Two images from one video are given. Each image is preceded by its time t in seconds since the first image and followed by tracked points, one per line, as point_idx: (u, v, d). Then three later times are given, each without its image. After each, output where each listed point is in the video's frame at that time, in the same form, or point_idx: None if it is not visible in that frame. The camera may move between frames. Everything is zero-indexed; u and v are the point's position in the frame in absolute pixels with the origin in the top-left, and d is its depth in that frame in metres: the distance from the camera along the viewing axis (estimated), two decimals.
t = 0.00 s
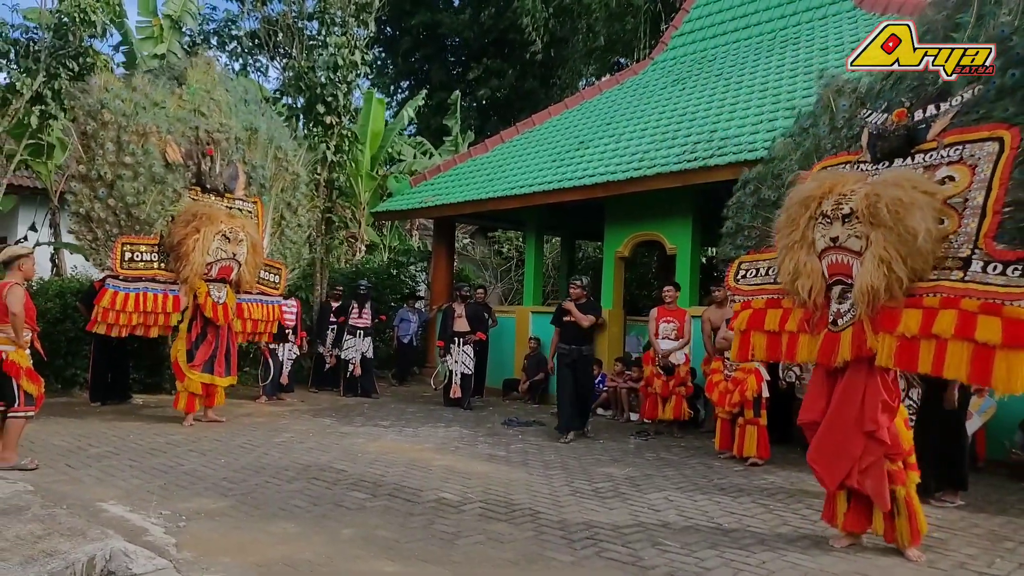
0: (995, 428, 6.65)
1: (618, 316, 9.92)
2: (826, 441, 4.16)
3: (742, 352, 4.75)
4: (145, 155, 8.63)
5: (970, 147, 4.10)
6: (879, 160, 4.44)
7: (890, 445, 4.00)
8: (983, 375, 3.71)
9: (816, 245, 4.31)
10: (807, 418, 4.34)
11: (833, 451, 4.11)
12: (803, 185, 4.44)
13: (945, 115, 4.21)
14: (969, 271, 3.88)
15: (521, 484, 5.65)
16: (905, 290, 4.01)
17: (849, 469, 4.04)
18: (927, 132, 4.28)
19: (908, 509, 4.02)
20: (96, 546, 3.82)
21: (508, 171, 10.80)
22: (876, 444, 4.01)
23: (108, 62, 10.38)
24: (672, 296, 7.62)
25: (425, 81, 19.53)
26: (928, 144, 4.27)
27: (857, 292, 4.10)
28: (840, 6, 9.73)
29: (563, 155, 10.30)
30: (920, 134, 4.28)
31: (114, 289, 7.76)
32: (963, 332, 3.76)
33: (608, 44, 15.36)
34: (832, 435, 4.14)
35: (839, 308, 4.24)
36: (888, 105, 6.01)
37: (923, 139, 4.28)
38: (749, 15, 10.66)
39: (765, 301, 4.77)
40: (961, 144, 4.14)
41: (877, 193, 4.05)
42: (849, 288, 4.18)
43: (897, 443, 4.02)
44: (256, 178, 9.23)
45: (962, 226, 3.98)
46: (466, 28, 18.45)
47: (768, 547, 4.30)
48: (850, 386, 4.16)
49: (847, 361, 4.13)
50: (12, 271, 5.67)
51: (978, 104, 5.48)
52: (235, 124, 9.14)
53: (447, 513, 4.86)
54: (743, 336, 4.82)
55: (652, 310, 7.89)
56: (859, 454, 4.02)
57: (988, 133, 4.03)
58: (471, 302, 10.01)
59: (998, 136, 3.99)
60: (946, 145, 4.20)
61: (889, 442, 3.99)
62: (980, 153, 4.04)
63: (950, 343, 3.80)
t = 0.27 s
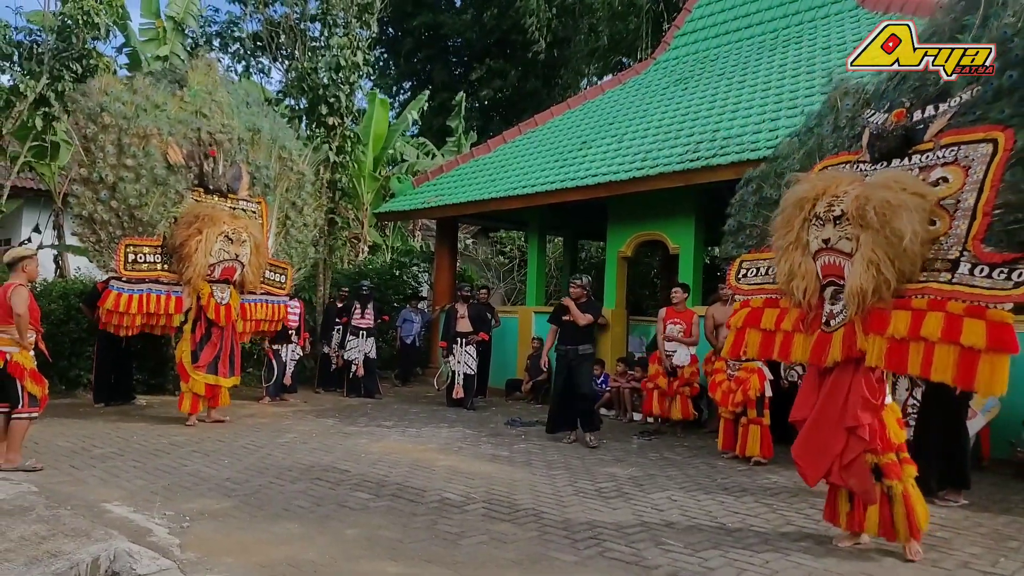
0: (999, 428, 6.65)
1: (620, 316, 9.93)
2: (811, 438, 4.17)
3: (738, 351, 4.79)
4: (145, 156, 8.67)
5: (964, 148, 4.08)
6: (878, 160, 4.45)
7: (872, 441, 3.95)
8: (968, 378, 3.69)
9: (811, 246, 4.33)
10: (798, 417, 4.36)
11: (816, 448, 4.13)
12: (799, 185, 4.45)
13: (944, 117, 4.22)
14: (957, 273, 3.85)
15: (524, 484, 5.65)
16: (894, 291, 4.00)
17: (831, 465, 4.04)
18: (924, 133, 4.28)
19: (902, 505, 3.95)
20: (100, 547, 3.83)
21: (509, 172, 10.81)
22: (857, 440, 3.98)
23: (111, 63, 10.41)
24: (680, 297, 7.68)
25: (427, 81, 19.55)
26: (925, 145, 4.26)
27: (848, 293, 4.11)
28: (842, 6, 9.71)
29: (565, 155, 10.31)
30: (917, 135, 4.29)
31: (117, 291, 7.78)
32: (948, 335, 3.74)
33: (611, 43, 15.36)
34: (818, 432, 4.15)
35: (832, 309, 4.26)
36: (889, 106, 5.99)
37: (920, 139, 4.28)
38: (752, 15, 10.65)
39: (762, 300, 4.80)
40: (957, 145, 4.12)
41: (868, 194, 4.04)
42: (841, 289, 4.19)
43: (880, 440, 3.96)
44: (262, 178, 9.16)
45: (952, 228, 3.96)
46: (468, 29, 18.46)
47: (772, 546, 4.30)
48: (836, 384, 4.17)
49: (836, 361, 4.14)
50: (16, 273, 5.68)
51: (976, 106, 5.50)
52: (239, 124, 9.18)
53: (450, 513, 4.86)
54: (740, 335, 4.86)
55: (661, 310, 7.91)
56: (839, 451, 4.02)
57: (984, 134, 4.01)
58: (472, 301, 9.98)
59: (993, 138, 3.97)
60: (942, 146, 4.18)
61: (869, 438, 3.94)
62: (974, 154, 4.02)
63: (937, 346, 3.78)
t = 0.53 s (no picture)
0: (996, 429, 6.66)
1: (620, 315, 9.90)
2: (808, 437, 4.18)
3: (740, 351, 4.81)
4: (146, 158, 8.65)
5: (962, 148, 4.08)
6: (878, 160, 4.45)
7: (867, 442, 3.94)
8: (956, 378, 3.68)
9: (809, 247, 4.33)
10: (796, 416, 4.37)
11: (812, 447, 4.14)
12: (797, 187, 4.45)
13: (942, 118, 4.23)
14: (950, 274, 3.84)
15: (524, 484, 5.65)
16: (888, 291, 4.00)
17: (827, 465, 4.06)
18: (923, 133, 4.29)
19: (888, 507, 3.92)
20: (100, 547, 3.83)
21: (508, 172, 10.82)
22: (852, 441, 3.97)
23: (110, 64, 10.42)
24: (682, 297, 7.67)
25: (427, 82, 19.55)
26: (923, 146, 4.26)
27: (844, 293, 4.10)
28: (841, 5, 9.72)
29: (565, 155, 10.31)
30: (917, 135, 4.29)
31: (118, 293, 7.77)
32: (939, 336, 3.73)
33: (612, 43, 15.36)
34: (814, 431, 4.16)
35: (829, 309, 4.25)
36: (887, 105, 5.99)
37: (919, 139, 4.29)
38: (751, 15, 10.65)
39: (764, 301, 4.82)
40: (954, 145, 4.12)
41: (863, 195, 4.03)
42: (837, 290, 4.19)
43: (875, 441, 3.95)
44: (263, 178, 9.18)
45: (948, 229, 3.95)
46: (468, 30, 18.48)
47: (771, 546, 4.30)
48: (833, 384, 4.18)
49: (832, 360, 4.15)
50: (16, 274, 5.68)
51: (974, 105, 5.54)
52: (240, 125, 9.13)
53: (450, 513, 4.86)
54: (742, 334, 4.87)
55: (662, 310, 7.91)
56: (835, 451, 4.02)
57: (981, 134, 4.00)
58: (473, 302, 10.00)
59: (989, 138, 3.97)
60: (940, 147, 4.18)
61: (864, 439, 3.94)
62: (971, 155, 4.02)
63: (927, 346, 3.77)
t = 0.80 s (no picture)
0: (996, 426, 6.66)
1: (620, 314, 9.84)
2: (814, 437, 4.18)
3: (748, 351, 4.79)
4: (147, 158, 8.68)
5: (965, 144, 4.06)
6: (884, 157, 4.44)
7: (872, 443, 3.96)
8: (953, 375, 3.69)
9: (813, 246, 4.34)
10: (800, 415, 4.37)
11: (818, 448, 4.14)
12: (800, 186, 4.46)
13: (945, 113, 4.21)
14: (952, 272, 3.83)
15: (525, 483, 5.65)
16: (891, 290, 3.99)
17: (832, 466, 4.06)
18: (928, 130, 4.29)
19: (891, 507, 3.92)
20: (102, 546, 3.83)
21: (510, 171, 10.81)
22: (858, 442, 3.98)
23: (111, 63, 10.44)
24: (683, 296, 7.68)
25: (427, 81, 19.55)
26: (929, 142, 4.24)
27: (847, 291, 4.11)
28: (842, 4, 9.71)
29: (567, 154, 10.31)
30: (922, 132, 4.30)
31: (121, 293, 7.78)
32: (941, 334, 3.73)
33: (613, 41, 15.36)
34: (820, 432, 4.16)
35: (833, 308, 4.25)
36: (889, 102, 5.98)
37: (924, 136, 4.28)
38: (753, 13, 10.64)
39: (772, 301, 4.79)
40: (958, 141, 4.10)
41: (865, 194, 4.03)
42: (841, 289, 4.19)
43: (880, 442, 3.96)
44: (267, 176, 9.15)
45: (950, 226, 3.93)
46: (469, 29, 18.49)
47: (773, 545, 4.30)
48: (839, 384, 4.18)
49: (836, 359, 4.16)
50: (18, 273, 5.68)
51: (977, 101, 5.61)
52: (244, 122, 9.14)
53: (451, 512, 4.86)
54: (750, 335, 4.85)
55: (663, 309, 7.90)
56: (841, 452, 4.02)
57: (984, 129, 3.98)
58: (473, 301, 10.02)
59: (992, 134, 3.97)
60: (943, 143, 4.17)
61: (870, 440, 3.95)
62: (973, 151, 4.00)
63: (927, 343, 3.78)
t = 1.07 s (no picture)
0: (995, 425, 6.67)
1: (620, 313, 9.82)
2: (820, 438, 4.17)
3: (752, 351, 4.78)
4: (147, 156, 8.69)
5: (967, 141, 4.04)
6: (886, 156, 4.44)
7: (880, 443, 3.95)
8: (952, 372, 3.69)
9: (814, 246, 4.34)
10: (805, 416, 4.36)
11: (825, 449, 4.14)
12: (802, 185, 4.46)
13: (946, 111, 4.18)
14: (953, 270, 3.83)
15: (524, 481, 5.65)
16: (892, 288, 3.99)
17: (840, 467, 4.06)
18: (928, 127, 4.26)
19: (899, 507, 3.93)
20: (101, 544, 3.83)
21: (511, 169, 10.81)
22: (865, 442, 3.98)
23: (110, 61, 10.44)
24: (683, 295, 7.69)
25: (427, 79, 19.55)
26: (931, 140, 4.23)
27: (849, 290, 4.11)
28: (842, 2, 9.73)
29: (567, 152, 10.31)
30: (922, 130, 4.29)
31: (121, 292, 7.78)
32: (943, 331, 3.73)
33: (613, 40, 15.36)
34: (827, 433, 4.15)
35: (835, 308, 4.26)
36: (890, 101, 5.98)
37: (926, 134, 4.26)
38: (753, 12, 10.63)
39: (775, 301, 4.78)
40: (959, 139, 4.08)
41: (865, 193, 4.04)
42: (842, 288, 4.20)
43: (887, 442, 3.96)
44: (269, 174, 9.24)
45: (951, 224, 3.93)
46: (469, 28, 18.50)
47: (772, 543, 4.30)
48: (844, 385, 4.17)
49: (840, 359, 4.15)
50: (17, 271, 5.67)
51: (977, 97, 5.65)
52: (246, 120, 9.16)
53: (450, 510, 4.86)
54: (755, 335, 4.84)
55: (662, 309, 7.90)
56: (848, 453, 4.02)
57: (984, 126, 3.96)
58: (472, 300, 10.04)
59: (991, 130, 3.94)
60: (944, 140, 4.16)
61: (877, 440, 3.94)
62: (973, 148, 3.98)
63: (928, 342, 3.78)
